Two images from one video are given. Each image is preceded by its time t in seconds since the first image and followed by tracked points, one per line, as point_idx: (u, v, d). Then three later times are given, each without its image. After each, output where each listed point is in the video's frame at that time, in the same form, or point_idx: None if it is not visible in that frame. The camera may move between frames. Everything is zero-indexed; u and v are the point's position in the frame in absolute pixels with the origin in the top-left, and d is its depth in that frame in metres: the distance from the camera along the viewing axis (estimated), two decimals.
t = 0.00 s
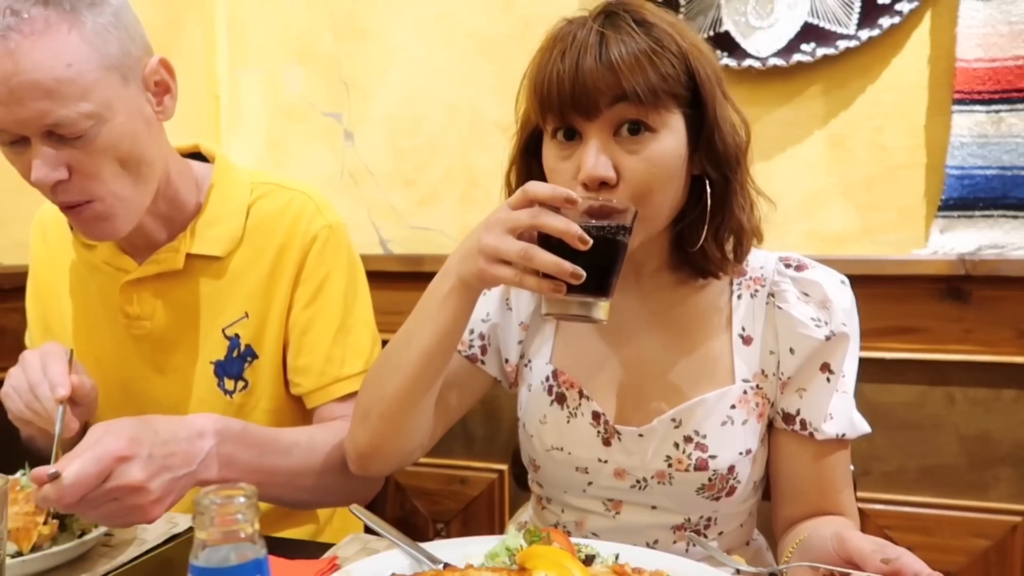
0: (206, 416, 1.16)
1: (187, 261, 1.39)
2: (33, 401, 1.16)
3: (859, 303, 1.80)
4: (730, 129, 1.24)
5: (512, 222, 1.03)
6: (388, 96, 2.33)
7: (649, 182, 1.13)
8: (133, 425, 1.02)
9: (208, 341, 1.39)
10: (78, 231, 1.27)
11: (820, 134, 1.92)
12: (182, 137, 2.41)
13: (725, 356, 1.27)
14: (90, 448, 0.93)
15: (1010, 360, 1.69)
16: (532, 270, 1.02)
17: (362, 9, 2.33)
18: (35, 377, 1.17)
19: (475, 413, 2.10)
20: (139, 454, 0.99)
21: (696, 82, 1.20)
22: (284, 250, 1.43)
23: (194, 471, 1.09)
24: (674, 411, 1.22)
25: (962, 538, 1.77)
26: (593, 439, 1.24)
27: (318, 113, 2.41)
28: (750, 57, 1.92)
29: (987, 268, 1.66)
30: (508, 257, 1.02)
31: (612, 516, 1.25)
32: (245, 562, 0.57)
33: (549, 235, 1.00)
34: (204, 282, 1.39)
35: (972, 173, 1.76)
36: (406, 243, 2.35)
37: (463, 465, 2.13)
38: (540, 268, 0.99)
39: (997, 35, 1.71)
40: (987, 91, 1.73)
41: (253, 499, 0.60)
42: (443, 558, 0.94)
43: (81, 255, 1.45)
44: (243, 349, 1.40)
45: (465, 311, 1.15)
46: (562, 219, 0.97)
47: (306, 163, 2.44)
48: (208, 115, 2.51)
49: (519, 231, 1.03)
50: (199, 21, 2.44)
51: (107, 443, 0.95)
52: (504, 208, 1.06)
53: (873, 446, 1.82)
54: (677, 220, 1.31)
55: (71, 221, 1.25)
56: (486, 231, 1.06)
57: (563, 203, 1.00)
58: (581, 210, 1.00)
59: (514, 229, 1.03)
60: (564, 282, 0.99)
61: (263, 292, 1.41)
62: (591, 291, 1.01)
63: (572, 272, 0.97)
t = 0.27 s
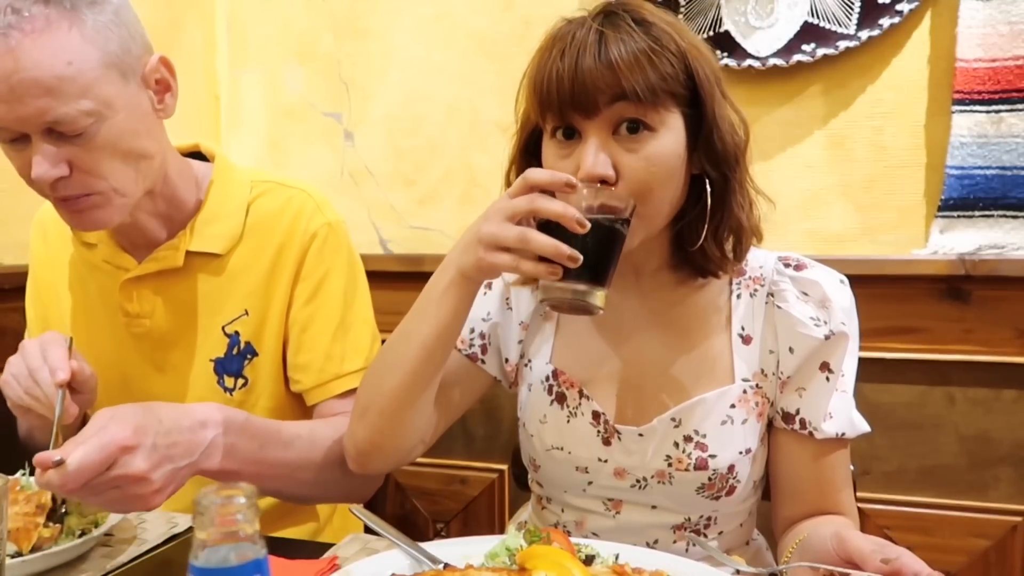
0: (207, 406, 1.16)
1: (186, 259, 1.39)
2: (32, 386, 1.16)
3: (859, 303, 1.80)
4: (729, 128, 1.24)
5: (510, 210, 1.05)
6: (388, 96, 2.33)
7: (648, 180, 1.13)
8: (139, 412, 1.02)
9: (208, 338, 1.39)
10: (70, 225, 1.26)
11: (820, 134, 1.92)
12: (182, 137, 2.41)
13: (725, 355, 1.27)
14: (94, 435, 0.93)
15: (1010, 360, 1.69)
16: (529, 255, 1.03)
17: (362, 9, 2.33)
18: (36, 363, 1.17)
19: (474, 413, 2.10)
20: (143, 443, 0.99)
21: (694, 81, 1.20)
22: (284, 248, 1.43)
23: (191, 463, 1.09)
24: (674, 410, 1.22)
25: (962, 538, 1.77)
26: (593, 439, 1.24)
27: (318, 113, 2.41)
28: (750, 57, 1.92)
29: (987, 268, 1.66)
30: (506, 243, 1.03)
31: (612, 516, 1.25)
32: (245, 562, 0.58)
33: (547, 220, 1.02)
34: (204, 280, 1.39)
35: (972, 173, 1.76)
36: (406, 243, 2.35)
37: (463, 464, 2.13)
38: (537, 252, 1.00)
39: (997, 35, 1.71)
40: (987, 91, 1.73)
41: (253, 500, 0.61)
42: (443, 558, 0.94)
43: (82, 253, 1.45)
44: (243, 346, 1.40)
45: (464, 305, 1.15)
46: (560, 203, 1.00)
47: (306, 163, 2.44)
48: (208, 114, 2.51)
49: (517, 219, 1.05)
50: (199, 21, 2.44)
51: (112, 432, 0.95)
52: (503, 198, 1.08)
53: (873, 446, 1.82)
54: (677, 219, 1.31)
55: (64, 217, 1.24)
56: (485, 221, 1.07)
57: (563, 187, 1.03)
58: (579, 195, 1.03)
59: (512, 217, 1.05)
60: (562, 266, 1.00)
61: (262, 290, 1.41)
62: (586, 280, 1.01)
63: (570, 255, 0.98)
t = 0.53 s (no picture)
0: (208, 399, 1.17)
1: (186, 256, 1.39)
2: (27, 373, 1.17)
3: (860, 303, 1.80)
4: (728, 127, 1.23)
5: (508, 192, 1.07)
6: (387, 95, 2.33)
7: (647, 177, 1.12)
8: (138, 404, 1.02)
9: (207, 336, 1.39)
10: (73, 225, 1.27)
11: (820, 134, 1.92)
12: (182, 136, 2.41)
13: (726, 356, 1.27)
14: (93, 427, 0.93)
15: (1010, 360, 1.69)
16: (525, 236, 1.05)
17: (362, 9, 2.33)
18: (31, 351, 1.17)
19: (474, 413, 2.10)
20: (142, 438, 0.99)
21: (693, 80, 1.20)
22: (282, 245, 1.42)
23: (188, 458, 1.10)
24: (675, 410, 1.22)
25: (962, 538, 1.77)
26: (594, 439, 1.24)
27: (319, 113, 2.41)
28: (750, 57, 1.92)
29: (987, 268, 1.66)
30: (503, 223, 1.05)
31: (612, 516, 1.25)
32: (245, 562, 0.58)
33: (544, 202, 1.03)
34: (203, 278, 1.39)
35: (972, 173, 1.76)
36: (406, 243, 2.35)
37: (463, 465, 2.13)
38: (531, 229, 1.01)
39: (997, 35, 1.71)
40: (988, 91, 1.73)
41: (253, 500, 0.61)
42: (443, 558, 0.94)
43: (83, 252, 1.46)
44: (242, 344, 1.40)
45: (462, 295, 1.16)
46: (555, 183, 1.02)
47: (306, 162, 2.44)
48: (208, 114, 2.51)
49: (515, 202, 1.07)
50: (200, 21, 2.44)
51: (111, 423, 0.95)
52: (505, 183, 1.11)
53: (873, 446, 1.82)
54: (677, 216, 1.30)
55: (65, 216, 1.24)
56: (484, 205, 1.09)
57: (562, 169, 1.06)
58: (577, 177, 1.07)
59: (510, 200, 1.07)
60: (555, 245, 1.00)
61: (262, 287, 1.41)
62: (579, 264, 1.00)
63: (562, 233, 0.99)
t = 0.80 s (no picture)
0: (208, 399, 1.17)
1: (184, 254, 1.39)
2: (16, 363, 1.17)
3: (860, 303, 1.80)
4: (728, 127, 1.24)
5: (509, 183, 1.07)
6: (387, 95, 2.33)
7: (646, 175, 1.12)
8: (135, 402, 1.02)
9: (206, 334, 1.39)
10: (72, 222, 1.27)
11: (820, 134, 1.92)
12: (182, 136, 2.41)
13: (727, 355, 1.27)
14: (90, 426, 0.93)
15: (1010, 360, 1.69)
16: (523, 226, 1.06)
17: (362, 9, 2.33)
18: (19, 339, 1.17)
19: (474, 413, 2.10)
20: (139, 438, 0.99)
21: (693, 78, 1.20)
22: (280, 243, 1.42)
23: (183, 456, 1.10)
24: (676, 410, 1.22)
25: (962, 538, 1.77)
26: (595, 438, 1.24)
27: (319, 113, 2.41)
28: (750, 57, 1.92)
29: (987, 268, 1.66)
30: (501, 213, 1.05)
31: (612, 516, 1.25)
32: (245, 562, 0.58)
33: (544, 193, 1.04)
34: (201, 275, 1.39)
35: (972, 173, 1.76)
36: (406, 243, 2.35)
37: (463, 465, 2.13)
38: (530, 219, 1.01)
39: (997, 35, 1.71)
40: (988, 91, 1.73)
41: (253, 500, 0.61)
42: (443, 558, 0.94)
43: (82, 251, 1.46)
44: (241, 341, 1.40)
45: (460, 289, 1.16)
46: (555, 175, 1.02)
47: (306, 162, 2.44)
48: (208, 114, 2.51)
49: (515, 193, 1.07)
50: (200, 21, 2.44)
51: (108, 423, 0.95)
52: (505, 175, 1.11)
53: (873, 446, 1.82)
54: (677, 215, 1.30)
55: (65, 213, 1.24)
56: (485, 196, 1.10)
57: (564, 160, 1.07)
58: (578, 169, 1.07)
59: (509, 191, 1.07)
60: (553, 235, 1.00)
61: (259, 285, 1.41)
62: (575, 254, 0.99)
63: (561, 224, 0.99)
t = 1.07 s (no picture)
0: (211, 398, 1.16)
1: (181, 253, 1.38)
2: None
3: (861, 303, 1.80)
4: (730, 128, 1.24)
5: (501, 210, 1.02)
6: (387, 95, 2.33)
7: (646, 175, 1.12)
8: (139, 405, 1.01)
9: (204, 333, 1.39)
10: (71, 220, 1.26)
11: (820, 134, 1.92)
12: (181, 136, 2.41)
13: (728, 355, 1.27)
14: (95, 430, 0.93)
15: (1010, 360, 1.69)
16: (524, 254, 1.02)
17: (362, 8, 2.33)
18: None
19: (474, 413, 2.10)
20: (144, 444, 0.98)
21: (697, 78, 1.20)
22: (278, 240, 1.42)
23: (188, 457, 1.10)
24: (677, 409, 1.21)
25: (962, 538, 1.77)
26: (596, 437, 1.24)
27: (318, 113, 2.41)
28: (750, 57, 1.92)
29: (987, 268, 1.66)
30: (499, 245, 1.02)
31: (613, 516, 1.25)
32: (245, 562, 0.58)
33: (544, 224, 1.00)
34: (199, 274, 1.39)
35: (972, 173, 1.76)
36: (406, 243, 2.35)
37: (463, 465, 2.13)
38: (532, 255, 0.99)
39: (997, 35, 1.71)
40: (987, 91, 1.73)
41: (253, 500, 0.61)
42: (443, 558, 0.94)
43: (81, 251, 1.46)
44: (239, 339, 1.40)
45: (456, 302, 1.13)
46: (554, 206, 0.98)
47: (305, 162, 2.44)
48: (208, 114, 2.51)
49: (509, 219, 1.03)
50: (199, 21, 2.44)
51: (113, 430, 0.94)
52: (493, 197, 1.05)
53: (873, 446, 1.82)
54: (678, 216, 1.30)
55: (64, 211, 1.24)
56: (476, 222, 1.04)
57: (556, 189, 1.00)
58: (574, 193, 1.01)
59: (503, 218, 1.02)
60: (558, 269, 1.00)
61: (258, 282, 1.41)
62: (582, 281, 1.02)
63: (565, 260, 0.97)
